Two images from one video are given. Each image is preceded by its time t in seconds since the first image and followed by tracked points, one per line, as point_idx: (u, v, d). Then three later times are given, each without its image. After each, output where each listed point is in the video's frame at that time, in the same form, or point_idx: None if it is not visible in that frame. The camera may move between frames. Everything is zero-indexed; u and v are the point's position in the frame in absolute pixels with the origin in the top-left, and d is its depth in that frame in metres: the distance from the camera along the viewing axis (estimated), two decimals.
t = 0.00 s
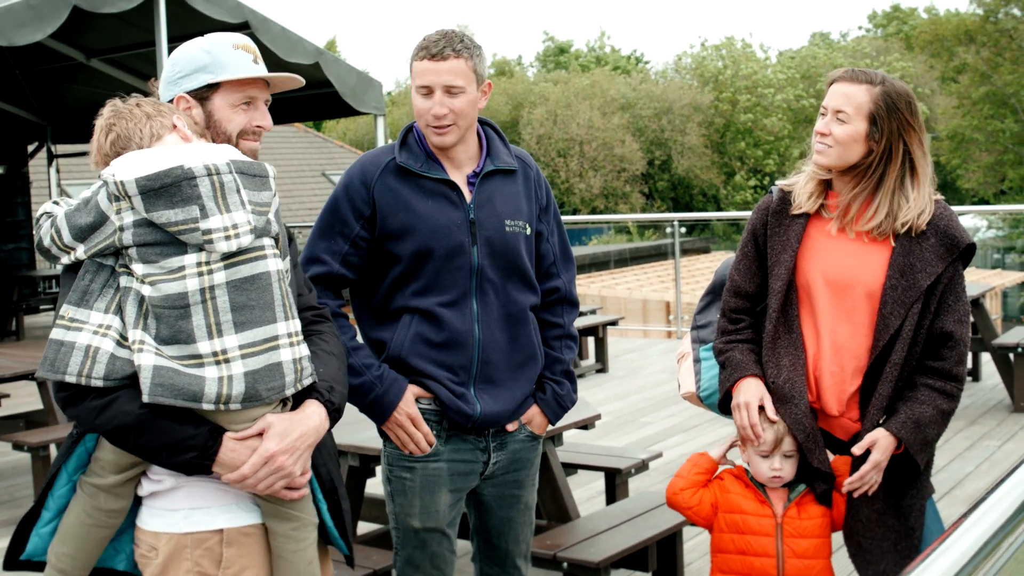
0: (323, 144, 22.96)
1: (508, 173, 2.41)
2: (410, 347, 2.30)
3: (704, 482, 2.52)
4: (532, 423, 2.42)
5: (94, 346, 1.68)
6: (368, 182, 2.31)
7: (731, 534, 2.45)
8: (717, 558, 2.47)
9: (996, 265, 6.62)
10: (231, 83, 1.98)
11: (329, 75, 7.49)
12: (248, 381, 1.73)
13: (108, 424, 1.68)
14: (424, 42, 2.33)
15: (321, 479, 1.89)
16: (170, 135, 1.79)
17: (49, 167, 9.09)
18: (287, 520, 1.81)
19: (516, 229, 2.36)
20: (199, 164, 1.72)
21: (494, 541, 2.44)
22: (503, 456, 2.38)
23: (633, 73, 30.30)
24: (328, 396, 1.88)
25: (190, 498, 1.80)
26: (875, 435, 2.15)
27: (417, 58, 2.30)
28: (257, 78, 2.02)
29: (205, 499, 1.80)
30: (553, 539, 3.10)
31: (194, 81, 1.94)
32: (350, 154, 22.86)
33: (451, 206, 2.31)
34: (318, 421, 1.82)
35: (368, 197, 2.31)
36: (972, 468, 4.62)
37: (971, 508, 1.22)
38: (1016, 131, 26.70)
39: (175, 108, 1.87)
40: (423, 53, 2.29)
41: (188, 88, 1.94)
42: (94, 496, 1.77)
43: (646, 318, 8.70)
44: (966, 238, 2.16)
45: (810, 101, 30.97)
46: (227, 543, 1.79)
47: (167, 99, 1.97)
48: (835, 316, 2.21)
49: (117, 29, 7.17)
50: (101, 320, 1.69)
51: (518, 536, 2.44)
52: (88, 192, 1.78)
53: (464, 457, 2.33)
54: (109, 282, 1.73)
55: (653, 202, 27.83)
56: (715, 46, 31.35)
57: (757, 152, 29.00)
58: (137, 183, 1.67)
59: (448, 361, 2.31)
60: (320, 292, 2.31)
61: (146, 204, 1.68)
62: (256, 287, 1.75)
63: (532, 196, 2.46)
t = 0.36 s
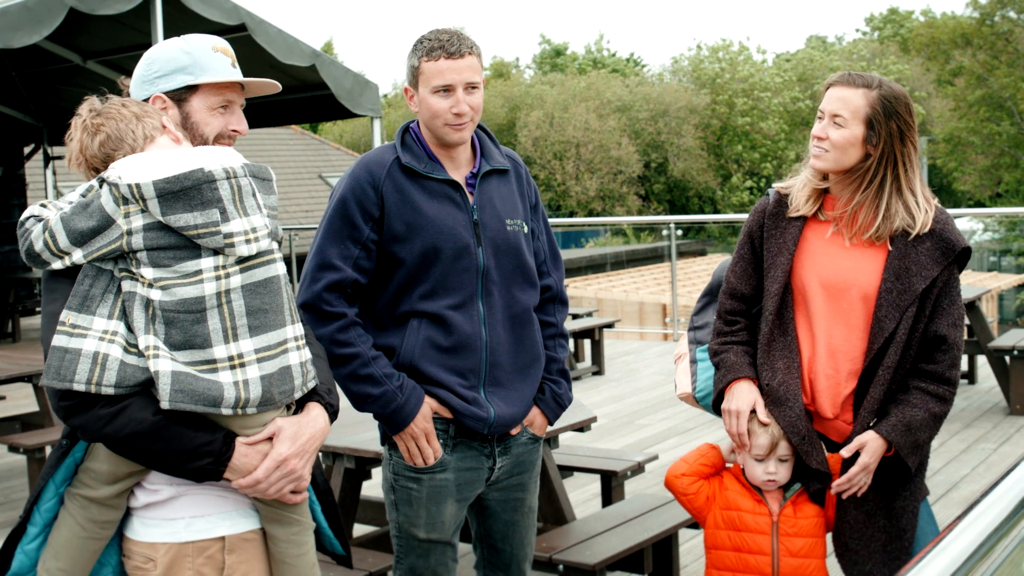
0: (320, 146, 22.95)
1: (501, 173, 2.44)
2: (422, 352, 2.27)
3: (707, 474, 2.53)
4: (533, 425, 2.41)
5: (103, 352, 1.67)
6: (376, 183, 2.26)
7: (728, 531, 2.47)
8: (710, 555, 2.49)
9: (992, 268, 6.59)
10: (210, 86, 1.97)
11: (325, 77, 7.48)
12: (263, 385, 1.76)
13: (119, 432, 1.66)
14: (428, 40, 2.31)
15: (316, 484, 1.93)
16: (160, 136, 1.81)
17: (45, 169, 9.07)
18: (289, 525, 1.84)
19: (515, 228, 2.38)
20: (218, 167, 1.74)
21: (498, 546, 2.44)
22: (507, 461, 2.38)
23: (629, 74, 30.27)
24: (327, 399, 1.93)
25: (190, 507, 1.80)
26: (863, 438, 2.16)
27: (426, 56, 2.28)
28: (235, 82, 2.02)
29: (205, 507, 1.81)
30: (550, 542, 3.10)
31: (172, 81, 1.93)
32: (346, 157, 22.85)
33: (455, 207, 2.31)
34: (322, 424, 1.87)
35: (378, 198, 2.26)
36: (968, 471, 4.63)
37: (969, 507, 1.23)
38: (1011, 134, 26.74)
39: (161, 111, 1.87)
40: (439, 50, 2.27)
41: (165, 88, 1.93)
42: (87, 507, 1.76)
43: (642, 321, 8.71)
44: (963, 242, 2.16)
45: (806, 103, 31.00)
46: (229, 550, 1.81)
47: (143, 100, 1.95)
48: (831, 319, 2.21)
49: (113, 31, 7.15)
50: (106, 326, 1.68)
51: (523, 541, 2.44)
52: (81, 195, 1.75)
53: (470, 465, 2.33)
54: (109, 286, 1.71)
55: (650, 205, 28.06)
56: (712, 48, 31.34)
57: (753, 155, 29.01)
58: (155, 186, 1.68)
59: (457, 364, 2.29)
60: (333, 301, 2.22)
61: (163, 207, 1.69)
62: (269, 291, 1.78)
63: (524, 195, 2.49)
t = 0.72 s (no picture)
0: (315, 148, 22.97)
1: (485, 164, 2.43)
2: (432, 357, 2.26)
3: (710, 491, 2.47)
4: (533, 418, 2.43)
5: (64, 359, 1.66)
6: (387, 181, 2.22)
7: (726, 539, 2.46)
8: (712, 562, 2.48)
9: (987, 268, 6.62)
10: (188, 88, 1.96)
11: (320, 79, 7.48)
12: (227, 391, 1.74)
13: (79, 440, 1.66)
14: (431, 44, 2.30)
15: (289, 493, 1.91)
16: (128, 140, 1.81)
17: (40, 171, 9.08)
18: (262, 535, 1.83)
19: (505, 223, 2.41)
20: (176, 170, 1.73)
21: (516, 550, 2.44)
22: (513, 461, 2.39)
23: (625, 75, 30.32)
24: (300, 406, 1.92)
25: (158, 515, 1.80)
26: (861, 436, 2.16)
27: (432, 60, 2.27)
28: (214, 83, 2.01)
29: (174, 516, 1.81)
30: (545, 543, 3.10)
31: (149, 85, 1.93)
32: (341, 158, 22.86)
33: (451, 207, 2.31)
34: (292, 433, 1.86)
35: (389, 197, 2.22)
36: (963, 471, 4.63)
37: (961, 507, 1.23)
38: (1006, 134, 26.77)
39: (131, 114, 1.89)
40: (446, 55, 2.27)
41: (142, 92, 1.94)
42: (54, 516, 1.75)
43: (638, 322, 8.71)
44: (957, 241, 2.17)
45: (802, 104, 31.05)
46: (197, 561, 1.81)
47: (121, 104, 1.95)
48: (829, 319, 2.21)
49: (107, 33, 7.15)
50: (69, 333, 1.67)
51: (541, 543, 2.44)
52: (47, 202, 1.75)
53: (477, 468, 2.33)
54: (74, 293, 1.70)
55: (645, 206, 28.11)
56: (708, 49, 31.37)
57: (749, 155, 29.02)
58: (112, 190, 1.68)
59: (462, 365, 2.29)
60: (360, 309, 2.16)
61: (120, 211, 1.68)
62: (234, 295, 1.76)
63: (507, 183, 2.49)
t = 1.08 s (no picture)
0: (312, 149, 22.99)
1: (480, 167, 2.43)
2: (422, 360, 2.26)
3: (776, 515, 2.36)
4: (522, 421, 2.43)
5: (6, 358, 1.68)
6: (379, 181, 2.22)
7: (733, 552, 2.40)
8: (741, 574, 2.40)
9: (984, 268, 6.63)
10: (183, 89, 1.96)
11: (316, 80, 7.49)
12: (156, 395, 1.69)
13: (16, 439, 1.68)
14: (437, 41, 2.30)
15: (253, 505, 1.87)
16: (100, 144, 1.79)
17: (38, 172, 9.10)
18: (212, 546, 1.79)
19: (498, 223, 2.40)
20: (106, 169, 1.71)
21: (501, 550, 2.43)
22: (499, 463, 2.38)
23: (622, 75, 30.35)
24: (254, 415, 1.85)
25: (109, 520, 1.78)
26: (861, 436, 2.16)
27: (442, 57, 2.27)
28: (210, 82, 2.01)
29: (124, 522, 1.78)
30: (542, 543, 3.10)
31: (144, 90, 1.93)
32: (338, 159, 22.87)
33: (444, 208, 2.30)
34: (238, 440, 1.79)
35: (383, 197, 2.23)
36: (959, 472, 4.63)
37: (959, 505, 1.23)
38: (1002, 134, 26.79)
39: (114, 119, 1.86)
40: (456, 52, 2.28)
41: (139, 99, 1.94)
42: (22, 515, 1.77)
43: (635, 322, 8.69)
44: (954, 240, 2.18)
45: (799, 105, 31.08)
46: (147, 569, 1.78)
47: (120, 113, 1.96)
48: (826, 319, 2.21)
49: (102, 34, 7.15)
50: (17, 332, 1.69)
51: (525, 542, 2.44)
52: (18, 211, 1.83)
53: (464, 470, 2.32)
54: (31, 294, 1.73)
55: (642, 206, 27.93)
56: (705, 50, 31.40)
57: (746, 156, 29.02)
58: (45, 190, 1.69)
59: (454, 368, 2.29)
60: (359, 313, 2.17)
61: (55, 211, 1.69)
62: (170, 296, 1.72)
63: (502, 185, 2.48)
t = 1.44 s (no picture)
0: (310, 150, 23.00)
1: (474, 166, 2.43)
2: (417, 359, 2.26)
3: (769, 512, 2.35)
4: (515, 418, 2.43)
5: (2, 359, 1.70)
6: (376, 178, 2.22)
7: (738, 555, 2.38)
8: None
9: (983, 266, 6.57)
10: (200, 86, 1.96)
11: (314, 81, 7.48)
12: (147, 400, 1.69)
13: (11, 441, 1.70)
14: (429, 42, 2.30)
15: (248, 506, 1.87)
16: (101, 145, 1.77)
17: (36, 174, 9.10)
18: (207, 548, 1.79)
19: (491, 222, 2.40)
20: (100, 173, 1.70)
21: (491, 545, 2.43)
22: (490, 459, 2.38)
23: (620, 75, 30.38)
24: (248, 420, 1.85)
25: (105, 521, 1.78)
26: (860, 436, 2.16)
27: (432, 57, 2.26)
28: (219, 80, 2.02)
29: (121, 523, 1.78)
30: (541, 543, 3.11)
31: (164, 87, 1.91)
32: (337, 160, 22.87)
33: (438, 207, 2.30)
34: (231, 445, 1.79)
35: (379, 194, 2.23)
36: (958, 470, 4.63)
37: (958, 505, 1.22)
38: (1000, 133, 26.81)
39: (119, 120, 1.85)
40: (446, 51, 2.28)
41: (157, 96, 1.91)
42: (18, 513, 1.78)
43: (634, 322, 8.72)
44: (950, 237, 2.18)
45: (797, 104, 31.09)
46: (143, 570, 1.78)
47: (132, 113, 1.91)
48: (823, 318, 2.21)
49: (99, 36, 7.14)
50: (14, 334, 1.71)
51: (514, 537, 2.44)
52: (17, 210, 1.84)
53: (455, 466, 2.32)
54: (27, 295, 1.75)
55: (640, 206, 28.15)
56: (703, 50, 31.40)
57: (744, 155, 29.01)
58: (38, 193, 1.68)
59: (449, 367, 2.28)
60: (358, 309, 2.16)
61: (48, 214, 1.69)
62: (162, 302, 1.72)
63: (495, 184, 2.48)
